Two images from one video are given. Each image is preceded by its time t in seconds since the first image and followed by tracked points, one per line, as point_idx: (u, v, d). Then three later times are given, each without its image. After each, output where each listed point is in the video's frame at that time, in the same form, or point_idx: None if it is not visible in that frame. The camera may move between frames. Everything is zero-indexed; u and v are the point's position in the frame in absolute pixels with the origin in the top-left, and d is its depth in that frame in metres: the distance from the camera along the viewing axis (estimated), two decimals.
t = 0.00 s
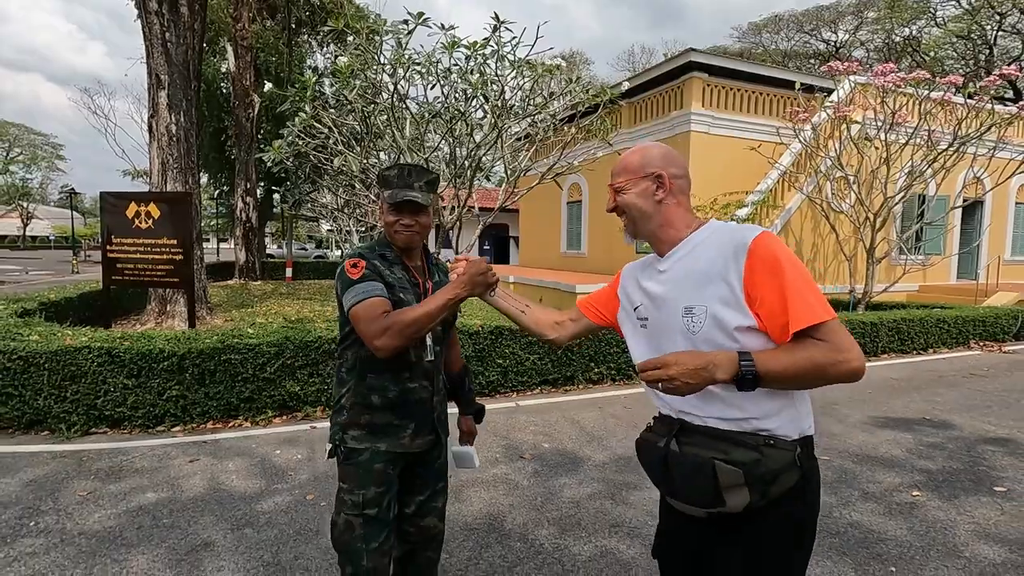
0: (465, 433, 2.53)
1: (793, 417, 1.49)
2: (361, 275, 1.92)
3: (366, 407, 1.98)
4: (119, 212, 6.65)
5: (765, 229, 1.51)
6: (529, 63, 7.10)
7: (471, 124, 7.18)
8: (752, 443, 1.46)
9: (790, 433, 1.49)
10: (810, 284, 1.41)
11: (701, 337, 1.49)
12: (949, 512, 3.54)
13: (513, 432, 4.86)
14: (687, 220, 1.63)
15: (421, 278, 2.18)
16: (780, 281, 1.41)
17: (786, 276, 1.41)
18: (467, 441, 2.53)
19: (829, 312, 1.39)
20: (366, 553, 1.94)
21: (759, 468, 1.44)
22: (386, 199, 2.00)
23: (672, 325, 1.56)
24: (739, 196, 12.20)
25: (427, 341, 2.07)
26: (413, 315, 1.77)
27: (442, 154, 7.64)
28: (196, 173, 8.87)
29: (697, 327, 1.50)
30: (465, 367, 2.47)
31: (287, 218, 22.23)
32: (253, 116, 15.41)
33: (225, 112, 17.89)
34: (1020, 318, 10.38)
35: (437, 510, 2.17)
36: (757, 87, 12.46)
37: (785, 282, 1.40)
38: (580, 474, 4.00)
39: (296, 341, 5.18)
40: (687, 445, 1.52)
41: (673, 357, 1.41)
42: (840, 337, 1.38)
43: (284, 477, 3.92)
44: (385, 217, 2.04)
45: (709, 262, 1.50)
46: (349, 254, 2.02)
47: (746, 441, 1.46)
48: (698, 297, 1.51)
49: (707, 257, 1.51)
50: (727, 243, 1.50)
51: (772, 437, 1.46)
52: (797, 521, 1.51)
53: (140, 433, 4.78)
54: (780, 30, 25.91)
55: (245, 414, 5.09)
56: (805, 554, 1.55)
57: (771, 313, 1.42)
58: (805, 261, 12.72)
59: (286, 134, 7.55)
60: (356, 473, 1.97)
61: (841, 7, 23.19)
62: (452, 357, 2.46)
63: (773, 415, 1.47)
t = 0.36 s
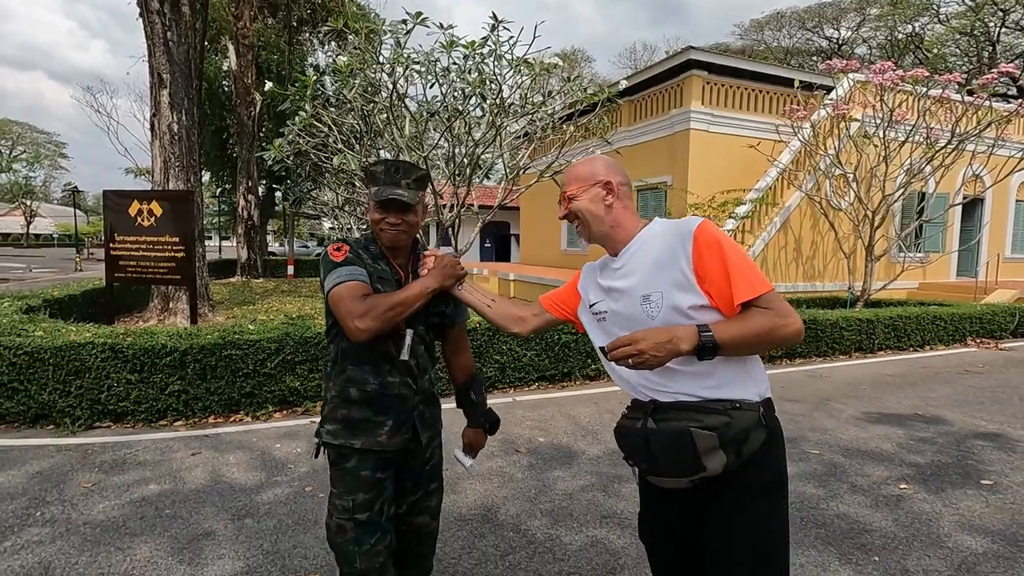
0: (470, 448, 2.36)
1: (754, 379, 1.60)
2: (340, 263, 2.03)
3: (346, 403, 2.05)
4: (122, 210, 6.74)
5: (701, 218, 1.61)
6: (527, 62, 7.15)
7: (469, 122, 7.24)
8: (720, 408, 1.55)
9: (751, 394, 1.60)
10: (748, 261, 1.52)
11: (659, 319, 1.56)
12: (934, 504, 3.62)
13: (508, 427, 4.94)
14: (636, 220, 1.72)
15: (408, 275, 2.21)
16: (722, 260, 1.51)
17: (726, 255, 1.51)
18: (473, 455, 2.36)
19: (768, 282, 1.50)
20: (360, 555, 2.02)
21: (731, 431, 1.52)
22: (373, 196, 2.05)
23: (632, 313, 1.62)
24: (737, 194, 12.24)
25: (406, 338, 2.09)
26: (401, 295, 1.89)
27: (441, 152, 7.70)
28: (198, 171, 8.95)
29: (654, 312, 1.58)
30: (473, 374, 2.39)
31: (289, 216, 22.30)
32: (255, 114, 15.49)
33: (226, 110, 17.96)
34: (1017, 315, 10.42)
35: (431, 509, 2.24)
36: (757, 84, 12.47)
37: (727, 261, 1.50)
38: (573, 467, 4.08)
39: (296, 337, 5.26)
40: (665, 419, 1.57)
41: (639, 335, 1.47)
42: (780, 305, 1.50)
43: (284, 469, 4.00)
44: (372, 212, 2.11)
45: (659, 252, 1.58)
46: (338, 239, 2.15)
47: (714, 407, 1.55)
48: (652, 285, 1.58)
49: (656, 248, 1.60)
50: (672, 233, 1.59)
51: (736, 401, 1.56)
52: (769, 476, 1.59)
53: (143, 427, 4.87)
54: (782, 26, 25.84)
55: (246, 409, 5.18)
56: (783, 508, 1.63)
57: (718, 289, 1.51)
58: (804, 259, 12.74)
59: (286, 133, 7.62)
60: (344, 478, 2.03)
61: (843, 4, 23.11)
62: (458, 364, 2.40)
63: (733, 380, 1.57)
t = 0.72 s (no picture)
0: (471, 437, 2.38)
1: (737, 364, 1.69)
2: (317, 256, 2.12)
3: (337, 396, 2.12)
4: (124, 206, 6.80)
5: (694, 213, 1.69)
6: (525, 60, 7.19)
7: (468, 120, 7.30)
8: (707, 392, 1.62)
9: (733, 379, 1.68)
10: (738, 259, 1.61)
11: (651, 307, 1.63)
12: (922, 495, 3.69)
13: (506, 420, 5.01)
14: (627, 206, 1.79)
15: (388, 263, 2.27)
16: (714, 257, 1.60)
17: (719, 252, 1.60)
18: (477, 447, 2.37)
19: (754, 280, 1.60)
20: (351, 548, 2.09)
21: (719, 413, 1.60)
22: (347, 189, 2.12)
23: (623, 299, 1.69)
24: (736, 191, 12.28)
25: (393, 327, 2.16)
26: (371, 282, 1.96)
27: (441, 149, 7.75)
28: (199, 168, 9.02)
29: (646, 299, 1.64)
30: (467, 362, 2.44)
31: (289, 213, 22.35)
32: (255, 111, 15.54)
33: (227, 107, 18.01)
34: (1013, 312, 10.48)
35: (430, 502, 2.31)
36: (756, 81, 12.47)
37: (719, 259, 1.60)
38: (569, 459, 4.15)
39: (296, 331, 5.33)
40: (655, 405, 1.62)
41: (639, 322, 1.53)
42: (764, 302, 1.60)
43: (284, 461, 4.08)
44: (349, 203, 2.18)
45: (655, 243, 1.65)
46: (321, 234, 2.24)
47: (701, 392, 1.62)
48: (647, 274, 1.64)
49: (652, 239, 1.66)
50: (668, 226, 1.66)
51: (721, 386, 1.64)
52: (756, 454, 1.68)
53: (145, 420, 4.95)
54: (783, 24, 25.76)
55: (246, 403, 5.25)
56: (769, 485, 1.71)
57: (710, 284, 1.60)
58: (803, 256, 12.78)
59: (286, 130, 7.69)
60: (336, 474, 2.10)
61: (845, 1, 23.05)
62: (450, 355, 2.45)
63: (720, 367, 1.65)
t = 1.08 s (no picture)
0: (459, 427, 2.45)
1: (724, 363, 1.71)
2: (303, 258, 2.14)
3: (328, 390, 2.17)
4: (125, 203, 6.84)
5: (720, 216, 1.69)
6: (523, 58, 7.23)
7: (466, 117, 7.34)
8: (689, 388, 1.65)
9: (719, 379, 1.71)
10: (752, 271, 1.63)
11: (658, 299, 1.65)
12: (912, 488, 3.76)
13: (504, 415, 5.07)
14: (654, 192, 1.79)
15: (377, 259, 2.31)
16: (729, 263, 1.61)
17: (736, 260, 1.61)
18: (463, 438, 2.45)
19: (764, 295, 1.62)
20: (342, 535, 2.15)
21: (699, 408, 1.63)
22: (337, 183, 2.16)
23: (631, 287, 1.70)
24: (733, 189, 12.33)
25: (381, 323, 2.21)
26: (358, 286, 2.01)
27: (439, 146, 7.80)
28: (198, 165, 9.05)
29: (655, 291, 1.66)
30: (455, 356, 2.50)
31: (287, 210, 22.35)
32: (253, 108, 15.56)
33: (225, 104, 18.01)
34: (1007, 309, 10.56)
35: (432, 493, 2.36)
36: (753, 79, 12.51)
37: (734, 267, 1.61)
38: (566, 453, 4.22)
39: (295, 328, 5.38)
40: (636, 397, 1.66)
41: (645, 318, 1.54)
42: (769, 317, 1.62)
43: (285, 455, 4.13)
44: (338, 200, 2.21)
45: (675, 238, 1.65)
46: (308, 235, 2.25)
47: (683, 387, 1.65)
48: (660, 266, 1.65)
49: (672, 234, 1.66)
50: (692, 223, 1.66)
51: (705, 384, 1.67)
52: (730, 452, 1.72)
53: (146, 415, 5.00)
54: (782, 21, 25.75)
55: (246, 398, 5.30)
56: (743, 482, 1.75)
57: (720, 291, 1.62)
58: (800, 254, 12.83)
59: (285, 128, 7.74)
60: (328, 464, 2.15)
61: None
62: (439, 347, 2.50)
63: (707, 365, 1.69)
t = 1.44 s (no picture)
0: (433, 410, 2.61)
1: (715, 362, 1.75)
2: (318, 265, 2.14)
3: (336, 385, 2.20)
4: (114, 200, 6.80)
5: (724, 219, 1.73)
6: (515, 56, 7.25)
7: (459, 114, 7.35)
8: (678, 384, 1.69)
9: (708, 375, 1.74)
10: (751, 274, 1.67)
11: (659, 297, 1.68)
12: (895, 480, 3.84)
13: (496, 410, 5.11)
14: (665, 189, 1.82)
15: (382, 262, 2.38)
16: (730, 265, 1.65)
17: (736, 263, 1.66)
18: (435, 419, 2.61)
19: (759, 299, 1.67)
20: (344, 516, 2.20)
21: (686, 403, 1.66)
22: (360, 186, 2.22)
23: (633, 283, 1.73)
24: (723, 187, 12.41)
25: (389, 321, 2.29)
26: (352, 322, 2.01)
27: (431, 144, 7.81)
28: (188, 162, 9.00)
29: (656, 288, 1.69)
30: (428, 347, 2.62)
31: (278, 207, 22.23)
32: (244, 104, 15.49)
33: (214, 100, 17.90)
34: (990, 306, 10.73)
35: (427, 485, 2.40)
36: (744, 78, 12.60)
37: (734, 268, 1.65)
38: (557, 447, 4.26)
39: (287, 324, 5.39)
40: (626, 391, 1.70)
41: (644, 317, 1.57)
42: (762, 319, 1.67)
43: (277, 451, 4.14)
44: (357, 206, 2.25)
45: (679, 237, 1.69)
46: (307, 248, 2.22)
47: (672, 382, 1.69)
48: (664, 263, 1.69)
49: (678, 233, 1.69)
50: (697, 223, 1.69)
51: (694, 380, 1.70)
52: (716, 446, 1.76)
53: (137, 412, 4.99)
54: (772, 20, 25.83)
55: (238, 395, 5.30)
56: (728, 476, 1.79)
57: (718, 291, 1.66)
58: (788, 251, 12.95)
59: (276, 125, 7.72)
60: (333, 445, 2.19)
61: None
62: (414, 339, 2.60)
63: (698, 363, 1.72)
